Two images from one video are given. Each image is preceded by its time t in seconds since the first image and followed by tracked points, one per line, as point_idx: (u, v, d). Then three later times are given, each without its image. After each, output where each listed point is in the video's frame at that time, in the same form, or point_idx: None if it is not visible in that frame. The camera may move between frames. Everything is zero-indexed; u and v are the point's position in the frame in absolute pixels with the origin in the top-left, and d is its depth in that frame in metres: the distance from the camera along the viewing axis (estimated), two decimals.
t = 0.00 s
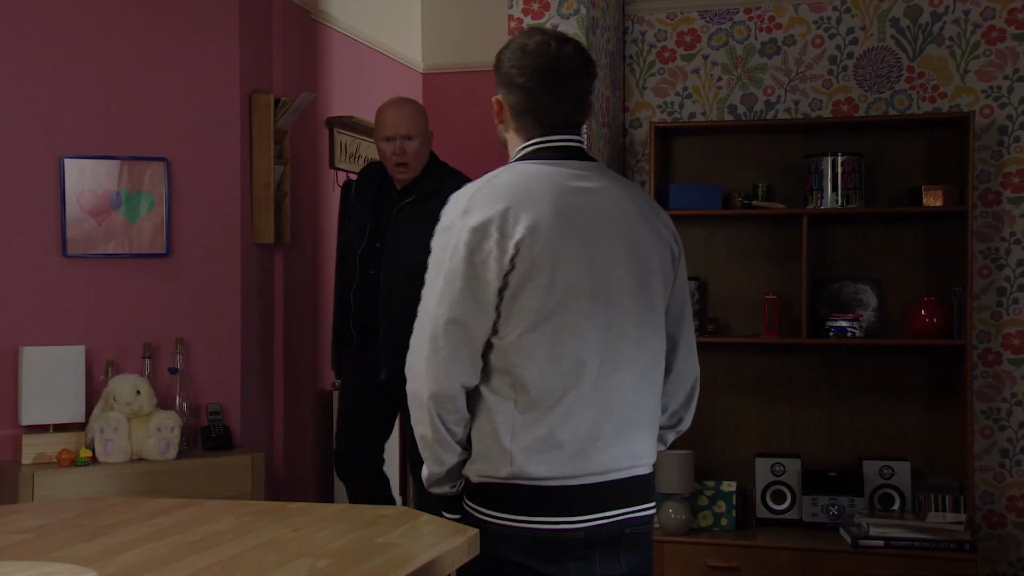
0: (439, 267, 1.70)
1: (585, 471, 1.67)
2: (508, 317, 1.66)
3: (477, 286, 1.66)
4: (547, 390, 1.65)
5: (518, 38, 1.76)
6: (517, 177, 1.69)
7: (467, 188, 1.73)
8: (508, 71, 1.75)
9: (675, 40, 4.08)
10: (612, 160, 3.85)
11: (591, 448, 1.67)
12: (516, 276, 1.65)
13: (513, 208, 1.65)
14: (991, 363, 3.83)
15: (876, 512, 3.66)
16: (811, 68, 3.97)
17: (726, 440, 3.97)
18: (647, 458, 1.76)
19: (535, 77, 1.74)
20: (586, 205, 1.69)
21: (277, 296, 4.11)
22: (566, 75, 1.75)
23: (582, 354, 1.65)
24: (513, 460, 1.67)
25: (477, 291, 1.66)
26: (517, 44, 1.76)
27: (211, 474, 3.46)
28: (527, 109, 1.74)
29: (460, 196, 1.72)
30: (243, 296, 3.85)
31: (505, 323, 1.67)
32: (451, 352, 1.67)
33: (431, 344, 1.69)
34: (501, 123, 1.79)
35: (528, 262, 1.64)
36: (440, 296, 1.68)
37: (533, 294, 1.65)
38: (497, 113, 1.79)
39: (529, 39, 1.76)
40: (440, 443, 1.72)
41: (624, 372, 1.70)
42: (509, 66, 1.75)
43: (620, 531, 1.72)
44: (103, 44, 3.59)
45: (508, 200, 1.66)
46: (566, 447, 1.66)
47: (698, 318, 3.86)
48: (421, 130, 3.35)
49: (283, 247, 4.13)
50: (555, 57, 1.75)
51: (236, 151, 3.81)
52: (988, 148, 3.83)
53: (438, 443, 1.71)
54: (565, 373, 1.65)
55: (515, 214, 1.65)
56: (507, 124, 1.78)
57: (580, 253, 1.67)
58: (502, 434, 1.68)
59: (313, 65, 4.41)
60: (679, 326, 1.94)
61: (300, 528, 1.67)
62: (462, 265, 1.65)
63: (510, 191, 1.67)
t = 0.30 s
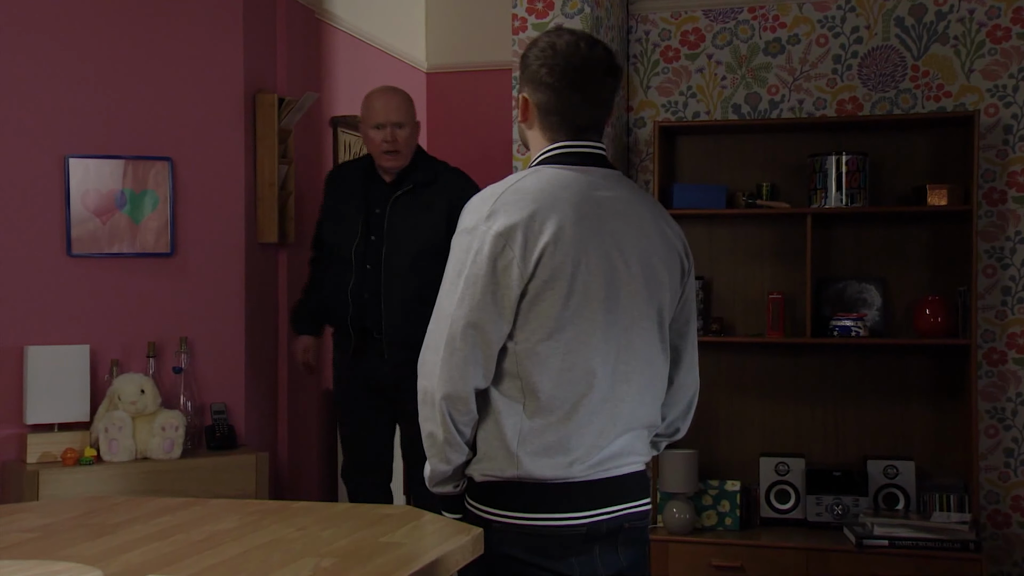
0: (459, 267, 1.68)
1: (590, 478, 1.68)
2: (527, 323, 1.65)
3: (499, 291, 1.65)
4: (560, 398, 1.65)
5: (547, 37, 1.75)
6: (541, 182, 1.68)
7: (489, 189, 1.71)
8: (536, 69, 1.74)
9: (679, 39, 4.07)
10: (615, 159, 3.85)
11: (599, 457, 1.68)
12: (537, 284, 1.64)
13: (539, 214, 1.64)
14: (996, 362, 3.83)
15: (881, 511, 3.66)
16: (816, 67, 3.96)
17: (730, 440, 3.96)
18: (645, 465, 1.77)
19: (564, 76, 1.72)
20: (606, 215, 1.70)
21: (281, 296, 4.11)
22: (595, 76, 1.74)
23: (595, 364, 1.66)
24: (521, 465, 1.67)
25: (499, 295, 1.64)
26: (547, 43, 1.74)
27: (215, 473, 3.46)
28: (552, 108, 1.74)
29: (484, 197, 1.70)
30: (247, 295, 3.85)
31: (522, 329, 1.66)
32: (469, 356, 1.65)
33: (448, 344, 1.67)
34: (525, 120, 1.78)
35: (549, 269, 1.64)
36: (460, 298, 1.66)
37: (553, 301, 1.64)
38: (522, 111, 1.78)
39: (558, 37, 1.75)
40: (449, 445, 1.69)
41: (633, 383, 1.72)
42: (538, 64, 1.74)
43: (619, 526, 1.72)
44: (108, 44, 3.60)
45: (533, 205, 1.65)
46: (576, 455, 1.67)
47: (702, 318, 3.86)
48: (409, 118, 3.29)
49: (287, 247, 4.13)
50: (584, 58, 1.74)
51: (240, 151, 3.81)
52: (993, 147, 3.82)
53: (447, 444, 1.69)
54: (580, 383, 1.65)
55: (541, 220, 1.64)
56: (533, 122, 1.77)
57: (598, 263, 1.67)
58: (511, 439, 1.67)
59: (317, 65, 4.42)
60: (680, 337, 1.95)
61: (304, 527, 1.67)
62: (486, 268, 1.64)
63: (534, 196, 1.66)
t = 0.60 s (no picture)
0: (460, 266, 1.68)
1: (590, 477, 1.68)
2: (527, 322, 1.65)
3: (499, 290, 1.65)
4: (561, 397, 1.65)
5: (550, 36, 1.75)
6: (541, 182, 1.68)
7: (489, 189, 1.71)
8: (541, 67, 1.74)
9: (680, 38, 4.07)
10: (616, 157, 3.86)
11: (600, 456, 1.68)
12: (537, 283, 1.64)
13: (539, 213, 1.65)
14: (997, 361, 3.83)
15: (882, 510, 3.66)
16: (817, 66, 3.96)
17: (731, 438, 3.96)
18: (646, 464, 1.77)
19: (569, 75, 1.72)
20: (606, 215, 1.70)
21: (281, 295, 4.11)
22: (600, 75, 1.74)
23: (596, 363, 1.66)
24: (522, 464, 1.67)
25: (499, 294, 1.64)
26: (551, 41, 1.74)
27: (215, 472, 3.46)
28: (555, 108, 1.74)
29: (484, 196, 1.70)
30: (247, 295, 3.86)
31: (523, 328, 1.66)
32: (470, 355, 1.65)
33: (448, 343, 1.67)
34: (529, 121, 1.78)
35: (549, 268, 1.64)
36: (460, 297, 1.66)
37: (553, 300, 1.64)
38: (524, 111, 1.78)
39: (562, 37, 1.75)
40: (450, 444, 1.69)
41: (634, 382, 1.72)
42: (543, 63, 1.74)
43: (621, 524, 1.73)
44: (108, 42, 3.59)
45: (534, 204, 1.65)
46: (576, 454, 1.67)
47: (703, 317, 3.85)
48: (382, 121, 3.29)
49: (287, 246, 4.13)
50: (589, 57, 1.74)
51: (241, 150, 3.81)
52: (994, 146, 3.82)
53: (448, 443, 1.69)
54: (581, 382, 1.65)
55: (542, 219, 1.64)
56: (537, 121, 1.77)
57: (599, 262, 1.67)
58: (512, 439, 1.67)
59: (318, 63, 4.42)
60: (682, 337, 1.95)
61: (305, 526, 1.67)
62: (487, 267, 1.64)
63: (535, 195, 1.66)
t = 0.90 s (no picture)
0: (459, 264, 1.67)
1: (592, 473, 1.68)
2: (527, 319, 1.65)
3: (499, 287, 1.64)
4: (562, 393, 1.65)
5: (544, 35, 1.75)
6: (540, 178, 1.68)
7: (487, 186, 1.71)
8: (537, 66, 1.74)
9: (680, 36, 4.07)
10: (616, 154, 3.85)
11: (602, 452, 1.68)
12: (537, 279, 1.64)
13: (538, 209, 1.65)
14: (997, 359, 3.83)
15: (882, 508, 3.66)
16: (817, 64, 3.96)
17: (732, 436, 3.97)
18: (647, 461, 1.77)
19: (566, 73, 1.72)
20: (606, 210, 1.70)
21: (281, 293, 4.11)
22: (597, 72, 1.75)
23: (597, 359, 1.66)
24: (524, 461, 1.66)
25: (498, 291, 1.64)
26: (546, 40, 1.74)
27: (215, 470, 3.46)
28: (553, 106, 1.74)
29: (483, 194, 1.70)
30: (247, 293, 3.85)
31: (523, 325, 1.66)
32: (470, 352, 1.64)
33: (448, 341, 1.66)
34: (528, 121, 1.78)
35: (549, 264, 1.64)
36: (459, 294, 1.66)
37: (553, 296, 1.64)
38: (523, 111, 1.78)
39: (558, 35, 1.75)
40: (451, 442, 1.69)
41: (635, 378, 1.72)
42: (539, 62, 1.73)
43: (623, 522, 1.73)
44: (108, 40, 3.59)
45: (532, 201, 1.65)
46: (579, 450, 1.66)
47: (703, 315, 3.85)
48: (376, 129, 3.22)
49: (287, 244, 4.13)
50: (585, 54, 1.74)
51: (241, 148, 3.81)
52: (995, 143, 3.82)
53: (449, 442, 1.69)
54: (582, 378, 1.65)
55: (541, 215, 1.64)
56: (536, 121, 1.77)
57: (598, 258, 1.67)
58: (513, 436, 1.67)
59: (318, 61, 4.42)
60: (683, 334, 1.96)
61: (305, 524, 1.67)
62: (486, 264, 1.64)
63: (533, 192, 1.66)
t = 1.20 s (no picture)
0: (461, 261, 1.67)
1: (595, 471, 1.68)
2: (529, 316, 1.65)
3: (502, 284, 1.64)
4: (565, 390, 1.65)
5: (544, 33, 1.75)
6: (541, 176, 1.68)
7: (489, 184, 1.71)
8: (537, 64, 1.73)
9: (680, 34, 4.07)
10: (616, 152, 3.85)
11: (605, 449, 1.68)
12: (539, 276, 1.64)
13: (540, 206, 1.65)
14: (997, 357, 3.83)
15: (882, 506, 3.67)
16: (817, 62, 3.96)
17: (732, 434, 3.97)
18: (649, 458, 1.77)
19: (566, 71, 1.72)
20: (607, 207, 1.70)
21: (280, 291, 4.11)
22: (596, 69, 1.75)
23: (599, 355, 1.66)
24: (527, 459, 1.66)
25: (500, 289, 1.64)
26: (545, 38, 1.75)
27: (215, 468, 3.46)
28: (553, 103, 1.73)
29: (484, 192, 1.70)
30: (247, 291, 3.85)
31: (525, 322, 1.66)
32: (473, 350, 1.64)
33: (450, 338, 1.66)
34: (527, 118, 1.78)
35: (550, 261, 1.64)
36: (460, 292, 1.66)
37: (555, 293, 1.64)
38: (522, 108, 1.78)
39: (556, 32, 1.75)
40: (454, 440, 1.69)
41: (637, 375, 1.72)
42: (539, 59, 1.73)
43: (626, 520, 1.73)
44: (108, 37, 3.58)
45: (534, 198, 1.65)
46: (582, 448, 1.66)
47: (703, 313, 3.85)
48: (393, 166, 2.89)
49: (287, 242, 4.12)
50: (584, 51, 1.74)
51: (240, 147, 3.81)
52: (995, 141, 3.82)
53: (452, 440, 1.69)
54: (584, 375, 1.65)
55: (542, 212, 1.64)
56: (535, 119, 1.77)
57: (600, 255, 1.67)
58: (516, 434, 1.67)
59: (318, 59, 4.41)
60: (684, 331, 1.96)
61: (305, 522, 1.67)
62: (488, 261, 1.64)
63: (534, 189, 1.66)
